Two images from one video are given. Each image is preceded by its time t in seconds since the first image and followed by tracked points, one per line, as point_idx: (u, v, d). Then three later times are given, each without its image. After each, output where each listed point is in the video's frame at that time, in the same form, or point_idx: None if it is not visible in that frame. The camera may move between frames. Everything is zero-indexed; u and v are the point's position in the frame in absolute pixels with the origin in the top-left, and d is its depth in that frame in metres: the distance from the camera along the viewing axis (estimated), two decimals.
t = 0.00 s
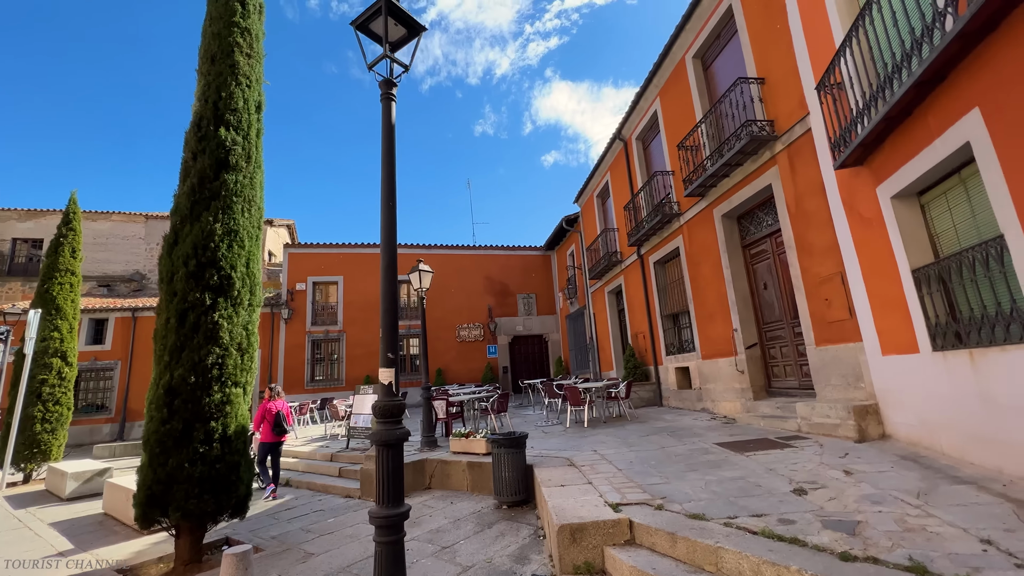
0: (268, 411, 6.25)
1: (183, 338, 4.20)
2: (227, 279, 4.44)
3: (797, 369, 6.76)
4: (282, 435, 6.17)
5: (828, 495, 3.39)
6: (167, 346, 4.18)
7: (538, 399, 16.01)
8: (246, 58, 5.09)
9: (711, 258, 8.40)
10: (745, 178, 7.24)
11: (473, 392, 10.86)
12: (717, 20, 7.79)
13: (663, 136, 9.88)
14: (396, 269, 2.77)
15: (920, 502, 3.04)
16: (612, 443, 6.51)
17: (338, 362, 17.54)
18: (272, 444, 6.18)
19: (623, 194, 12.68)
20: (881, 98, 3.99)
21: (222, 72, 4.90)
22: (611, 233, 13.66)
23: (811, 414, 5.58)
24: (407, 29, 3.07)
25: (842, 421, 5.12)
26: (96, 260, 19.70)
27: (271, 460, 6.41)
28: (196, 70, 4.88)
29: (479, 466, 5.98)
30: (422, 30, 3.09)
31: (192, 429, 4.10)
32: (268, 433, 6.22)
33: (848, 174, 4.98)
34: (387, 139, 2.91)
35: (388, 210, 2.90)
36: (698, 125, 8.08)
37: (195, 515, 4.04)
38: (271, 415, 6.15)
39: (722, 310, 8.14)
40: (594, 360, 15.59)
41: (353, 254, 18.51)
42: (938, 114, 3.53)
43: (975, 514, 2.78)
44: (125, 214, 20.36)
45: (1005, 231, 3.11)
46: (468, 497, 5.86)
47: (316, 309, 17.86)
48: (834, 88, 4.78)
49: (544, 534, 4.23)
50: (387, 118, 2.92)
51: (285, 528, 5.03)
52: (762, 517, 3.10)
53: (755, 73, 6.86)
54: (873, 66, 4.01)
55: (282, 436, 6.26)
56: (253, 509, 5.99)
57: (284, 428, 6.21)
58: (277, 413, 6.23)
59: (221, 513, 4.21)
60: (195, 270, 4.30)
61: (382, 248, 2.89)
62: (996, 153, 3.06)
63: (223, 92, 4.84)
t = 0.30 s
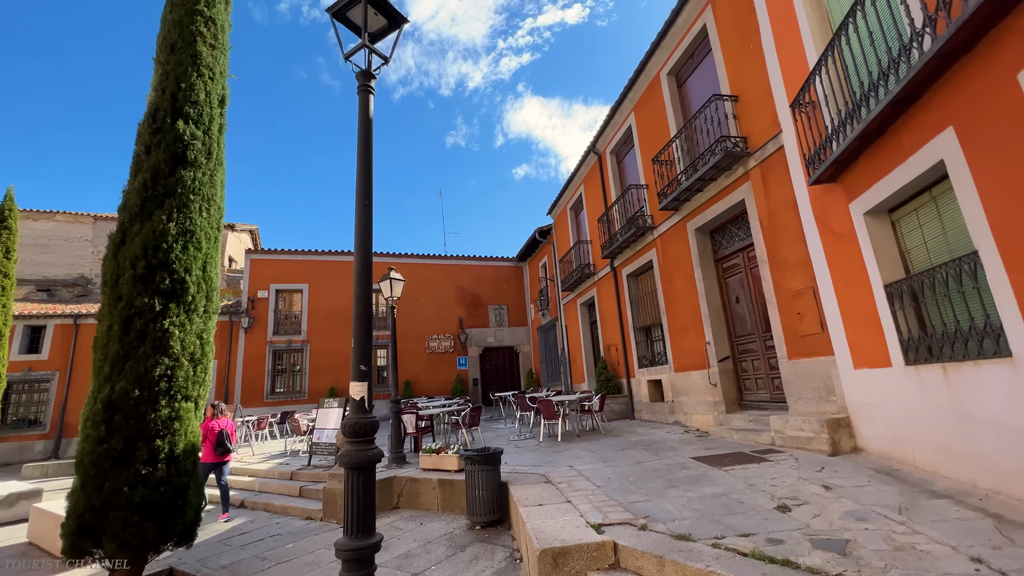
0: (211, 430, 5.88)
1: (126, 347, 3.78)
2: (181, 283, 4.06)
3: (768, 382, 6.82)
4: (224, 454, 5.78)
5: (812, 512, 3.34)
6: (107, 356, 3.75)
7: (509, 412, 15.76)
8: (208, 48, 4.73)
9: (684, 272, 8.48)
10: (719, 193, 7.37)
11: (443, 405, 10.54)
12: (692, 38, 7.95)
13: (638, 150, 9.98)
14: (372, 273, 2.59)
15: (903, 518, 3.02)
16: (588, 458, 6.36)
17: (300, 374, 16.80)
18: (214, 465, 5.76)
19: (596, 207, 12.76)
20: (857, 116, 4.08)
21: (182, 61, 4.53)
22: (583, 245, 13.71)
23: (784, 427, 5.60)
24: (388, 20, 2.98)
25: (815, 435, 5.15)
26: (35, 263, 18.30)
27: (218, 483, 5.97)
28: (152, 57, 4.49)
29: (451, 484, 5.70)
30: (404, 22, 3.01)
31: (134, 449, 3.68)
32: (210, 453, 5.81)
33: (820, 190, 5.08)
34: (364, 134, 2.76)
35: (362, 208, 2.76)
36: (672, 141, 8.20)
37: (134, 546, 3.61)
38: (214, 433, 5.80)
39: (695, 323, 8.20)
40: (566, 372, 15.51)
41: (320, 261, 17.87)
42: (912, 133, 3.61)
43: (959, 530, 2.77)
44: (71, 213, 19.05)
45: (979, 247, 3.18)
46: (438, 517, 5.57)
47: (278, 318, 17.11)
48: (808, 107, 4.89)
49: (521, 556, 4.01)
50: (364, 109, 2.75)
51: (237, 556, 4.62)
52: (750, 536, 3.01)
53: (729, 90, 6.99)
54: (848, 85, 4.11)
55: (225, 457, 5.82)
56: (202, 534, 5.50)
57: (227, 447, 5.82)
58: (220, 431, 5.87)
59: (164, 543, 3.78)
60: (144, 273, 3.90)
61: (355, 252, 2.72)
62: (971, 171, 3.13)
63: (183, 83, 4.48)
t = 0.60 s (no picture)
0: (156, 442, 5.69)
1: (79, 357, 3.47)
2: (142, 289, 3.79)
3: (743, 395, 6.92)
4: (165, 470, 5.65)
5: (795, 526, 3.35)
6: (56, 367, 3.43)
7: (483, 424, 15.53)
8: (180, 43, 4.49)
9: (660, 284, 8.59)
10: (695, 209, 7.53)
11: (418, 417, 10.27)
12: (671, 56, 8.14)
13: (616, 164, 10.11)
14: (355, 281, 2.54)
15: (883, 531, 3.06)
16: (566, 472, 6.28)
17: (266, 385, 16.13)
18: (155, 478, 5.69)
19: (574, 219, 12.85)
20: (832, 136, 4.23)
21: (151, 55, 4.29)
22: (560, 256, 13.76)
23: (761, 440, 5.66)
24: (375, 20, 3.00)
25: (791, 447, 5.22)
26: None
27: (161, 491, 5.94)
28: (118, 49, 4.22)
29: (427, 501, 5.51)
30: (392, 23, 3.06)
31: (83, 468, 3.36)
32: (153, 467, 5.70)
33: (795, 207, 5.23)
34: (349, 136, 2.73)
35: (346, 212, 2.70)
36: (650, 156, 8.35)
37: (80, 575, 3.27)
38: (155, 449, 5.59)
39: (671, 335, 8.28)
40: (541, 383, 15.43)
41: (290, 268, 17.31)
42: (885, 154, 3.76)
43: (938, 543, 2.81)
44: (20, 213, 17.91)
45: (951, 265, 3.30)
46: (413, 536, 5.36)
47: (244, 326, 16.45)
48: (783, 126, 5.04)
49: None
50: (349, 110, 2.71)
51: None
52: (737, 553, 2.98)
53: (706, 108, 7.17)
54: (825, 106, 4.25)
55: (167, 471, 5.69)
56: (157, 559, 5.12)
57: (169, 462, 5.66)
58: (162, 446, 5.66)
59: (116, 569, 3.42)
60: (101, 277, 3.61)
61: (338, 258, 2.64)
62: (941, 191, 3.27)
63: (151, 78, 4.23)
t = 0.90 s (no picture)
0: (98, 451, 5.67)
1: (37, 370, 3.14)
2: (110, 298, 3.49)
3: (721, 407, 7.03)
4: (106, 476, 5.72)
5: (776, 540, 3.38)
6: (10, 381, 3.09)
7: (462, 436, 15.35)
8: (158, 44, 4.28)
9: (641, 297, 8.69)
10: (675, 223, 7.67)
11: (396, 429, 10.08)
12: (653, 74, 8.32)
13: (598, 178, 10.25)
14: (343, 295, 2.52)
15: (861, 544, 3.12)
16: (547, 485, 6.23)
17: (237, 395, 15.60)
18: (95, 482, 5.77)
19: (555, 231, 12.92)
20: (809, 158, 4.38)
21: (127, 55, 4.10)
22: (541, 267, 13.81)
23: (739, 453, 5.74)
24: (367, 29, 3.02)
25: (768, 460, 5.30)
26: None
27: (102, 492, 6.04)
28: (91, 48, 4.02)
29: (406, 516, 5.38)
30: (384, 32, 3.08)
31: (40, 487, 3.01)
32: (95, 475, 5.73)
33: (773, 225, 5.38)
34: (338, 146, 2.74)
35: (334, 222, 2.66)
36: (631, 171, 8.49)
37: None
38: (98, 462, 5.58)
39: (651, 347, 8.37)
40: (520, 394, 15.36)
41: (264, 275, 16.88)
42: (860, 177, 3.90)
43: (914, 556, 2.88)
44: None
45: (923, 284, 3.44)
46: (391, 552, 5.21)
47: (214, 334, 15.91)
48: (762, 147, 5.20)
49: None
50: (340, 119, 2.72)
51: None
52: (721, 568, 2.99)
53: (687, 126, 7.34)
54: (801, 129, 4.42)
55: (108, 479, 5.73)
56: None
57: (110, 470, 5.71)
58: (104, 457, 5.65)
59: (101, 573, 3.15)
60: (66, 284, 3.31)
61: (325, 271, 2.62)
62: (915, 214, 3.40)
63: (126, 78, 4.03)
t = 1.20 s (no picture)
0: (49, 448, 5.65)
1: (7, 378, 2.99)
2: (86, 304, 3.36)
3: (704, 416, 7.12)
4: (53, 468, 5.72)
5: (761, 550, 3.43)
6: None
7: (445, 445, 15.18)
8: (142, 44, 4.17)
9: (626, 306, 8.77)
10: (660, 234, 7.79)
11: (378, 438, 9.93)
12: (639, 87, 8.46)
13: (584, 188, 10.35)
14: (334, 304, 2.52)
15: (843, 554, 3.18)
16: (533, 495, 6.20)
17: (213, 403, 15.17)
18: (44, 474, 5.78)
19: (541, 239, 12.98)
20: (791, 174, 4.50)
21: (109, 54, 3.98)
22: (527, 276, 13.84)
23: (721, 461, 5.80)
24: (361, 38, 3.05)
25: (751, 468, 5.38)
26: None
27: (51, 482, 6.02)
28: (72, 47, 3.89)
29: (389, 528, 5.29)
30: (378, 42, 3.11)
31: (5, 503, 2.84)
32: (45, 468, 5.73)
33: (756, 238, 5.49)
34: (331, 154, 2.76)
35: (325, 231, 2.66)
36: (617, 182, 8.60)
37: None
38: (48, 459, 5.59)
39: (636, 356, 8.44)
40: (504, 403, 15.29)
41: (244, 280, 16.54)
42: (840, 193, 4.02)
43: (893, 564, 2.95)
44: None
45: (900, 298, 3.55)
46: (374, 566, 5.11)
47: (190, 340, 15.48)
48: (746, 161, 5.32)
49: None
50: (332, 126, 2.72)
51: None
52: None
53: (672, 139, 7.48)
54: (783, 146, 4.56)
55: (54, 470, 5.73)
56: None
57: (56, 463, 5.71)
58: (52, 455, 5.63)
59: None
60: (38, 289, 3.17)
61: (316, 279, 2.61)
62: (894, 230, 3.51)
63: (108, 79, 3.91)
